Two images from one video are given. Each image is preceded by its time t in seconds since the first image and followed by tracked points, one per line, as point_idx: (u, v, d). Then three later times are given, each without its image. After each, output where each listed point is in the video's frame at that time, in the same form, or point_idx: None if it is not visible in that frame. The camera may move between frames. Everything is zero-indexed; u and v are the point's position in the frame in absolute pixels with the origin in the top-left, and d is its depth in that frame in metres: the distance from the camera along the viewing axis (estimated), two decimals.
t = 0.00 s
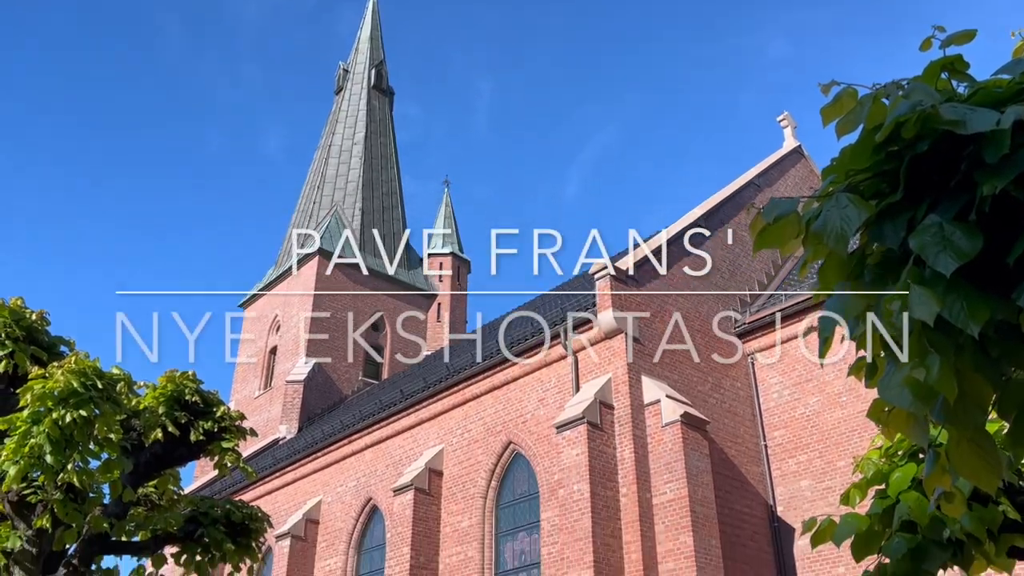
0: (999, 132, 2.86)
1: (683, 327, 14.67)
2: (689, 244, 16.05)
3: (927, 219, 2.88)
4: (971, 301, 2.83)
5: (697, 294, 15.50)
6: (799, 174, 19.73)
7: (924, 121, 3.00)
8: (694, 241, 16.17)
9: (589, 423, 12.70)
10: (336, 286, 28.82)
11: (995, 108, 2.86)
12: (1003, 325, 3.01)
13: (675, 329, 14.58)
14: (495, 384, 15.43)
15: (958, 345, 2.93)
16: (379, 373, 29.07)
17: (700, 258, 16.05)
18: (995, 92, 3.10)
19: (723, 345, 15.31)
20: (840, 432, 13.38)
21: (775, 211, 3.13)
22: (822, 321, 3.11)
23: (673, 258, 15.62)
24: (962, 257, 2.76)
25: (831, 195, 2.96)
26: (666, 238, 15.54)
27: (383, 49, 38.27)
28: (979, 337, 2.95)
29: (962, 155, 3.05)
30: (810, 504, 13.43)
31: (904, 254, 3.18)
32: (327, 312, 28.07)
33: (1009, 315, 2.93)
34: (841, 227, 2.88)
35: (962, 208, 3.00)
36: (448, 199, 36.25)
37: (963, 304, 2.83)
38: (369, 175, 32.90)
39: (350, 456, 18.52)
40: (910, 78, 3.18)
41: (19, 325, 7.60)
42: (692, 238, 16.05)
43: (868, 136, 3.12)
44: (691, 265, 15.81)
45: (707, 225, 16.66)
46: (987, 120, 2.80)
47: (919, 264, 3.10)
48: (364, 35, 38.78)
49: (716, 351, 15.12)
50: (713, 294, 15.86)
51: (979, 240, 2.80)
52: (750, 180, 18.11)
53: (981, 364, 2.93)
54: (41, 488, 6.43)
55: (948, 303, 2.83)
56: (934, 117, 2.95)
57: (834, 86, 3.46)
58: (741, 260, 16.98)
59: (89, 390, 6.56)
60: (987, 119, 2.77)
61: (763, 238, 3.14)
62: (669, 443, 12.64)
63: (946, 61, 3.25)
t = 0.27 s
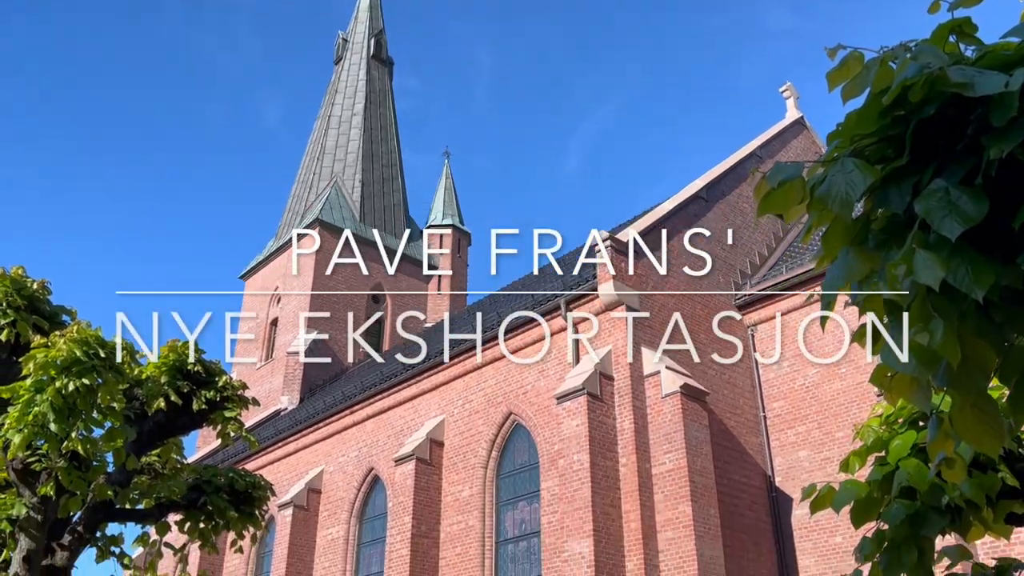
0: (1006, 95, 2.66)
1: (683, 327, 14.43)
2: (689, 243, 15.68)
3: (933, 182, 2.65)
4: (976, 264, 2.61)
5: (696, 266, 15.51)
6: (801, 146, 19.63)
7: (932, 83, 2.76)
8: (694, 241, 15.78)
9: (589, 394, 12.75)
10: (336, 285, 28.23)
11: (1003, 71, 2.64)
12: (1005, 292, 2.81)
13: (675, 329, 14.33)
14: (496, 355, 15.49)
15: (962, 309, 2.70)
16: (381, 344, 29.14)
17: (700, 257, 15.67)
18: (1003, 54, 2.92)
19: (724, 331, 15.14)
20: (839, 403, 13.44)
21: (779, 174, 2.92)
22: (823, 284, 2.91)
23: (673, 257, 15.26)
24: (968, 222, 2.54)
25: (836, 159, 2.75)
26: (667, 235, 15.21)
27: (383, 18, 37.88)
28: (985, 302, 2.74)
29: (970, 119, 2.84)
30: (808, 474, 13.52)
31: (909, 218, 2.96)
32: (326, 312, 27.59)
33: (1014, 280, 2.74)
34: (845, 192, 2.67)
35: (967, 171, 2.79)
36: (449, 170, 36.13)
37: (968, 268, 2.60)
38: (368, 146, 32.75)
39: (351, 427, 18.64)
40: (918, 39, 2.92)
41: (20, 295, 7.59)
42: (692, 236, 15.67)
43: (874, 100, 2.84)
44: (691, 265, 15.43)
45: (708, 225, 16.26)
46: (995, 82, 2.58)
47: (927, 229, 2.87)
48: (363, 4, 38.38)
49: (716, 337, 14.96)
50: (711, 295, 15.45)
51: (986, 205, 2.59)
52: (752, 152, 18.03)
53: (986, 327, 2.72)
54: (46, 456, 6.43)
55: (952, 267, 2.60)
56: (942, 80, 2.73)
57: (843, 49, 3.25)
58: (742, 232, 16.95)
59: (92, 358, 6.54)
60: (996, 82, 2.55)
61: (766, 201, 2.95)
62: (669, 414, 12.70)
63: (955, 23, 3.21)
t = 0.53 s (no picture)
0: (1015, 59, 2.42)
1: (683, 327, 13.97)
2: (689, 243, 15.26)
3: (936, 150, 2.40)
4: (979, 232, 2.37)
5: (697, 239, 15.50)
6: (803, 119, 19.53)
7: (937, 50, 2.55)
8: (693, 241, 15.34)
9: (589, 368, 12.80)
10: (336, 278, 27.99)
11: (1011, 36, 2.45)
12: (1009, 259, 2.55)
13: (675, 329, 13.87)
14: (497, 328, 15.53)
15: (963, 276, 2.44)
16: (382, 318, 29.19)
17: (700, 258, 15.20)
18: (1011, 19, 2.83)
19: (724, 304, 15.14)
20: (839, 376, 13.48)
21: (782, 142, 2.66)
22: (824, 256, 2.70)
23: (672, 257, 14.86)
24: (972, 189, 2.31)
25: (840, 127, 2.49)
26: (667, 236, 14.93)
27: None
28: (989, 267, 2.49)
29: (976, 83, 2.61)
30: (807, 447, 13.60)
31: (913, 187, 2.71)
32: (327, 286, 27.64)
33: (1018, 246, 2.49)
34: (849, 159, 2.41)
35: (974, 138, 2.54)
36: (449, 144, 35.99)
37: (972, 236, 2.37)
38: (368, 119, 32.57)
39: (352, 401, 18.73)
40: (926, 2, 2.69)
41: (20, 267, 7.55)
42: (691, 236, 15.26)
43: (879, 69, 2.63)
44: (691, 265, 15.00)
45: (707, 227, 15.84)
46: (1001, 48, 2.37)
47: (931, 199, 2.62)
48: None
49: (716, 310, 14.95)
50: (710, 298, 15.00)
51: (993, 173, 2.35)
52: (754, 125, 17.95)
53: (990, 294, 2.46)
54: (48, 428, 6.48)
55: (954, 235, 2.36)
56: (948, 46, 2.49)
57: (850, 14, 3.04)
58: (744, 205, 16.91)
59: (93, 330, 6.52)
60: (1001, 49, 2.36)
61: (768, 170, 2.72)
62: (668, 387, 12.75)
63: None
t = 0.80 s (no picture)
0: (1020, 23, 2.34)
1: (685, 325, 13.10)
2: (689, 243, 14.87)
3: (940, 115, 2.31)
4: (983, 198, 2.27)
5: (697, 213, 15.46)
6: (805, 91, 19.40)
7: (944, 13, 2.46)
8: (693, 241, 14.95)
9: (589, 342, 12.82)
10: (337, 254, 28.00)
11: None
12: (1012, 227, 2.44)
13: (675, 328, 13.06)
14: (497, 302, 15.53)
15: (968, 243, 2.31)
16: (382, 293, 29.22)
17: (701, 258, 14.82)
18: None
19: (725, 278, 15.14)
20: (839, 349, 13.52)
21: (785, 106, 2.56)
22: (824, 222, 2.57)
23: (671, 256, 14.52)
24: (977, 155, 2.21)
25: (844, 93, 2.43)
26: (665, 222, 14.70)
27: None
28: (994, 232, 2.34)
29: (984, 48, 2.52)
30: (806, 420, 13.65)
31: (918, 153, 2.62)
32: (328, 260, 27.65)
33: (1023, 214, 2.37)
34: (853, 126, 2.36)
35: (980, 102, 2.45)
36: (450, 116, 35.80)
37: (975, 202, 2.27)
38: (367, 92, 32.37)
39: (353, 375, 18.79)
40: None
41: (20, 239, 7.52)
42: (691, 235, 14.88)
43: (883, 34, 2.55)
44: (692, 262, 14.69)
45: (708, 205, 15.74)
46: (1010, 10, 2.27)
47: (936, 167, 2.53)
48: None
49: (717, 284, 14.93)
50: (710, 278, 14.89)
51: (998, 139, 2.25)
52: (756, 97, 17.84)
53: (993, 261, 2.32)
54: (50, 400, 6.47)
55: (957, 200, 2.26)
56: (954, 9, 2.41)
57: None
58: (746, 178, 16.86)
59: (93, 303, 6.40)
60: (1010, 11, 2.26)
61: (770, 137, 2.59)
62: (669, 360, 12.77)
63: None
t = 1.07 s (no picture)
0: None
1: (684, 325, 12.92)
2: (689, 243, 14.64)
3: (944, 81, 2.28)
4: (985, 167, 2.22)
5: (699, 187, 15.41)
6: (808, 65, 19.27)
7: None
8: (693, 241, 14.73)
9: (590, 317, 12.85)
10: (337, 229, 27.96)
11: None
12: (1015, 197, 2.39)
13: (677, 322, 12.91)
14: (499, 278, 15.54)
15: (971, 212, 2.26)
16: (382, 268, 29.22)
17: (700, 258, 14.63)
18: None
19: (726, 252, 15.12)
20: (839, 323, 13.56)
21: (788, 73, 2.53)
22: (826, 191, 2.53)
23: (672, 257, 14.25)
24: (981, 123, 2.17)
25: (849, 60, 2.40)
26: (666, 196, 14.65)
27: None
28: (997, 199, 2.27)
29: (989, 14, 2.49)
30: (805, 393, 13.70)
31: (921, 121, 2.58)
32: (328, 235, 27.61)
33: None
34: (855, 93, 2.34)
35: (984, 68, 2.42)
36: (450, 90, 35.59)
37: (977, 170, 2.20)
38: (367, 65, 32.16)
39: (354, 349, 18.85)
40: None
41: (20, 212, 7.50)
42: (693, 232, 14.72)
43: None
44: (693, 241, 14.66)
45: (710, 179, 15.67)
46: None
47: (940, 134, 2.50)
48: None
49: (718, 259, 14.91)
50: (710, 252, 14.88)
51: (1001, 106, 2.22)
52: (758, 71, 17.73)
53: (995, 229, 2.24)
54: (53, 372, 6.48)
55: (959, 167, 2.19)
56: None
57: None
58: (748, 152, 16.79)
59: (94, 275, 6.35)
60: None
61: (772, 104, 2.55)
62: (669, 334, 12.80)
63: None
